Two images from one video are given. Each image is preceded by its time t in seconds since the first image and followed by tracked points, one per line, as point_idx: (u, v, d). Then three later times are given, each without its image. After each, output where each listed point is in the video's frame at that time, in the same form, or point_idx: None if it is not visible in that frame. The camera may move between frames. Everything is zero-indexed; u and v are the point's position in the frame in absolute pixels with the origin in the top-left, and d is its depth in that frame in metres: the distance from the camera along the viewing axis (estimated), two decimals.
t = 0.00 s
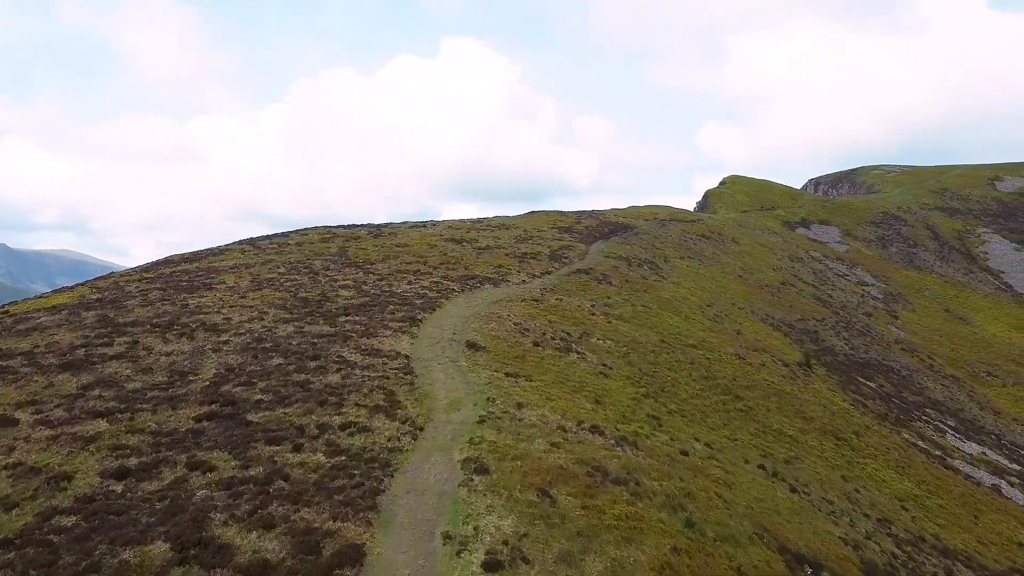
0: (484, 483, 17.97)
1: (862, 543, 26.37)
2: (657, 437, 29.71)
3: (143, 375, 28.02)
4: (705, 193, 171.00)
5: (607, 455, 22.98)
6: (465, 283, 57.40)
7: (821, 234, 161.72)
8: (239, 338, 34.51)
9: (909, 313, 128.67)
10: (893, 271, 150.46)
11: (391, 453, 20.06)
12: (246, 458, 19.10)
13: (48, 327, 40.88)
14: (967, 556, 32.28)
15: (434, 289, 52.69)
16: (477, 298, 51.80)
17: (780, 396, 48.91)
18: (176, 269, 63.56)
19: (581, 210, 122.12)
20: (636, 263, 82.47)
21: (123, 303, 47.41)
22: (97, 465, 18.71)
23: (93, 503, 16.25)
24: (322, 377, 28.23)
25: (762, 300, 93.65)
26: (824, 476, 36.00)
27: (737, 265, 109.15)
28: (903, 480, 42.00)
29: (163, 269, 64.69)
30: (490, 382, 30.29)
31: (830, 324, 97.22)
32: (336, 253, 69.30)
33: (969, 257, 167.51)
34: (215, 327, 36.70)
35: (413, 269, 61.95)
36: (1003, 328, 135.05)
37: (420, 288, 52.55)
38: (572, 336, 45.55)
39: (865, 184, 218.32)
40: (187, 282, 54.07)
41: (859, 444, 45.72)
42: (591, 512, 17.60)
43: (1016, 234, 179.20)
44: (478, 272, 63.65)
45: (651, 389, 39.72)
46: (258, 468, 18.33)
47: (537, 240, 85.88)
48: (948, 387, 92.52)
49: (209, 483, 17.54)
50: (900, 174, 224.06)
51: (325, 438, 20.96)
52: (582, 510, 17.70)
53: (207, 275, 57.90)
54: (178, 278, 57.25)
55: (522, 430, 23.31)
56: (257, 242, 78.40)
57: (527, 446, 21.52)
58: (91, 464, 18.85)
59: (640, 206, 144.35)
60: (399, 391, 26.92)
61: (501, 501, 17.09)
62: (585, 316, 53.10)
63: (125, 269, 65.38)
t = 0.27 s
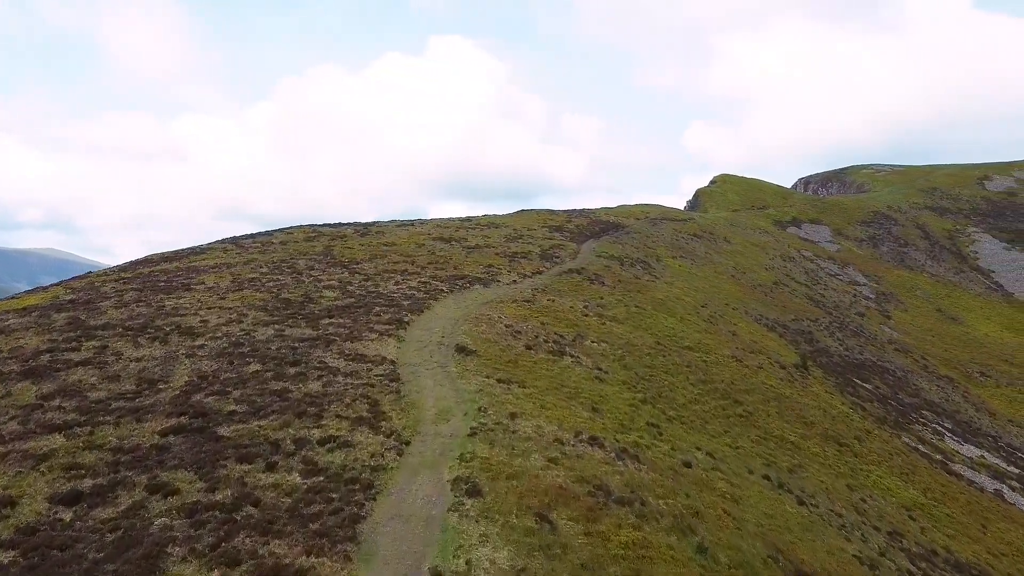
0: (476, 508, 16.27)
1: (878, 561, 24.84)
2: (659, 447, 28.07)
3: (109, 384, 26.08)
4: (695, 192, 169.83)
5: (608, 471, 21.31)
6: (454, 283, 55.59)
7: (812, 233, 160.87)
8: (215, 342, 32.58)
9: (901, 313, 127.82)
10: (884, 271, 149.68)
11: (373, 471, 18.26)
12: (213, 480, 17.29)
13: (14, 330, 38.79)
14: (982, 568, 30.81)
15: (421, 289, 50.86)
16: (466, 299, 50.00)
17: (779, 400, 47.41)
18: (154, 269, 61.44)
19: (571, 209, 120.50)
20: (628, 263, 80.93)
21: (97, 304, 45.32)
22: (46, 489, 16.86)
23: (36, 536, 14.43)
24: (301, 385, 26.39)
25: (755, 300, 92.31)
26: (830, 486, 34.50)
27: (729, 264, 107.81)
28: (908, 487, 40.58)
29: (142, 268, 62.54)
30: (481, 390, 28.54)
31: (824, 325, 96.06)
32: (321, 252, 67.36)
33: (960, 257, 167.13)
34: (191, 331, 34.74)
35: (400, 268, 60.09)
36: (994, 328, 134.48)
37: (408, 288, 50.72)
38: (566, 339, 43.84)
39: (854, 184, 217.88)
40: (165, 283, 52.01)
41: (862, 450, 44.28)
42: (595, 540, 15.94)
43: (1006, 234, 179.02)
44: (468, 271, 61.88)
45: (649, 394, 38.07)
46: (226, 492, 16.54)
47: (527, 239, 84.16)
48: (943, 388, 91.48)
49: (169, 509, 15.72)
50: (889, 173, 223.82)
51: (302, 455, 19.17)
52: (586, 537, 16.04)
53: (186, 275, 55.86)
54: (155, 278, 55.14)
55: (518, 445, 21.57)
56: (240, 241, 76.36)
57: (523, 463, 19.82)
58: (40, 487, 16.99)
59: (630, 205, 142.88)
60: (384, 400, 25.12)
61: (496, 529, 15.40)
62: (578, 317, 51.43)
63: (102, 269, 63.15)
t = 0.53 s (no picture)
0: (471, 542, 14.62)
1: None
2: (664, 460, 26.43)
3: (74, 395, 24.21)
4: (688, 191, 168.49)
5: (614, 491, 19.65)
6: (446, 284, 53.84)
7: (805, 232, 159.79)
8: (192, 348, 30.71)
9: (896, 313, 126.79)
10: (878, 271, 148.74)
11: (355, 495, 16.56)
12: (177, 509, 15.53)
13: None
14: None
15: (411, 291, 49.09)
16: (458, 301, 48.25)
17: (782, 405, 45.87)
18: (135, 269, 59.41)
19: (564, 207, 118.85)
20: (622, 263, 79.36)
21: (72, 306, 43.34)
22: None
23: None
24: (282, 395, 24.59)
25: (751, 301, 90.92)
26: (840, 498, 32.96)
27: (724, 264, 106.41)
28: (917, 496, 39.12)
29: (122, 269, 60.51)
30: (475, 399, 26.79)
31: (820, 325, 94.74)
32: (308, 252, 65.45)
33: (953, 257, 166.48)
34: (167, 335, 32.86)
35: (390, 269, 58.28)
36: (989, 328, 133.70)
37: (397, 290, 48.94)
38: (562, 342, 42.15)
39: (847, 183, 217.18)
40: (144, 284, 50.02)
41: (868, 457, 42.79)
42: None
43: (999, 234, 178.53)
44: (460, 272, 60.13)
45: (650, 401, 36.43)
46: (190, 523, 14.80)
47: (520, 239, 82.46)
48: (941, 390, 90.33)
49: (125, 544, 13.97)
50: (881, 172, 223.31)
51: (277, 478, 17.41)
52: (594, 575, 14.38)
53: (167, 275, 53.86)
54: (135, 279, 53.14)
55: (515, 463, 19.89)
56: (225, 240, 74.32)
57: (521, 484, 18.13)
58: None
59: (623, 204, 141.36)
60: (370, 412, 23.34)
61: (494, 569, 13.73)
62: (573, 320, 49.77)
63: (81, 269, 61.05)
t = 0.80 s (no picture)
0: None
1: None
2: (672, 478, 24.75)
3: (37, 409, 22.39)
4: (684, 190, 166.95)
5: (624, 518, 17.99)
6: (439, 286, 52.07)
7: (802, 232, 158.51)
8: (169, 355, 28.87)
9: (894, 313, 125.58)
10: (875, 271, 147.56)
11: (338, 529, 14.90)
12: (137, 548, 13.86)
13: None
14: None
15: (403, 293, 47.32)
16: (452, 303, 46.51)
17: (787, 411, 44.30)
18: (118, 270, 57.46)
19: (559, 206, 117.18)
20: (619, 263, 77.74)
21: (48, 309, 41.43)
22: None
23: None
24: (262, 408, 22.80)
25: (750, 302, 89.45)
26: (854, 513, 31.38)
27: (721, 265, 104.92)
28: (931, 508, 37.58)
29: (104, 270, 58.56)
30: (471, 412, 25.05)
31: (819, 326, 93.30)
32: (297, 252, 63.59)
33: (950, 257, 165.53)
34: (144, 342, 31.00)
35: (381, 270, 56.46)
36: (987, 329, 132.65)
37: (388, 292, 47.16)
38: (560, 347, 40.45)
39: (842, 182, 216.29)
40: (125, 286, 48.11)
41: (877, 466, 41.25)
42: None
43: (995, 234, 177.75)
44: (453, 273, 58.39)
45: (653, 410, 34.71)
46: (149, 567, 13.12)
47: (515, 239, 80.75)
48: (942, 392, 89.04)
49: None
50: (876, 171, 222.47)
51: (253, 508, 15.71)
52: None
53: (149, 277, 51.91)
54: (117, 281, 51.20)
55: (515, 487, 18.21)
56: (211, 241, 72.29)
57: (522, 515, 16.46)
58: None
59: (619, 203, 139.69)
60: (357, 428, 21.60)
61: None
62: (571, 323, 48.08)
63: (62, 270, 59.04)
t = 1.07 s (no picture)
0: None
1: None
2: (680, 499, 23.10)
3: None
4: (676, 189, 165.60)
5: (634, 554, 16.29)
6: (429, 289, 50.29)
7: (795, 232, 157.44)
8: (141, 366, 27.02)
9: (889, 314, 124.52)
10: (870, 271, 146.58)
11: None
12: None
13: None
14: None
15: (391, 296, 45.54)
16: (443, 307, 44.73)
17: (790, 419, 42.75)
18: (96, 272, 55.44)
19: (551, 206, 115.53)
20: (614, 264, 76.15)
21: (18, 314, 39.46)
22: None
23: None
24: (236, 427, 21.02)
25: (746, 303, 88.03)
26: (866, 531, 29.83)
27: (716, 265, 103.49)
28: (943, 521, 36.08)
29: (82, 272, 56.52)
30: (464, 429, 23.30)
31: (816, 328, 91.99)
32: (283, 254, 61.68)
33: (944, 257, 164.80)
34: (114, 351, 29.14)
35: (369, 272, 54.65)
36: (982, 330, 131.78)
37: (376, 295, 45.40)
38: (556, 354, 38.74)
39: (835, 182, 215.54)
40: (102, 289, 46.15)
41: (885, 476, 39.73)
42: None
43: (988, 234, 177.22)
44: (444, 275, 56.63)
45: (654, 421, 33.07)
46: None
47: (507, 239, 79.02)
48: (940, 394, 87.86)
49: None
50: (869, 171, 221.90)
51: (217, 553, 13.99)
52: None
53: (127, 280, 49.93)
54: (94, 283, 49.22)
55: (512, 520, 16.56)
56: (195, 242, 70.25)
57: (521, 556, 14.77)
58: None
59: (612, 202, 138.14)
60: (339, 449, 19.84)
61: None
62: (566, 327, 46.40)
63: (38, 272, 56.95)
